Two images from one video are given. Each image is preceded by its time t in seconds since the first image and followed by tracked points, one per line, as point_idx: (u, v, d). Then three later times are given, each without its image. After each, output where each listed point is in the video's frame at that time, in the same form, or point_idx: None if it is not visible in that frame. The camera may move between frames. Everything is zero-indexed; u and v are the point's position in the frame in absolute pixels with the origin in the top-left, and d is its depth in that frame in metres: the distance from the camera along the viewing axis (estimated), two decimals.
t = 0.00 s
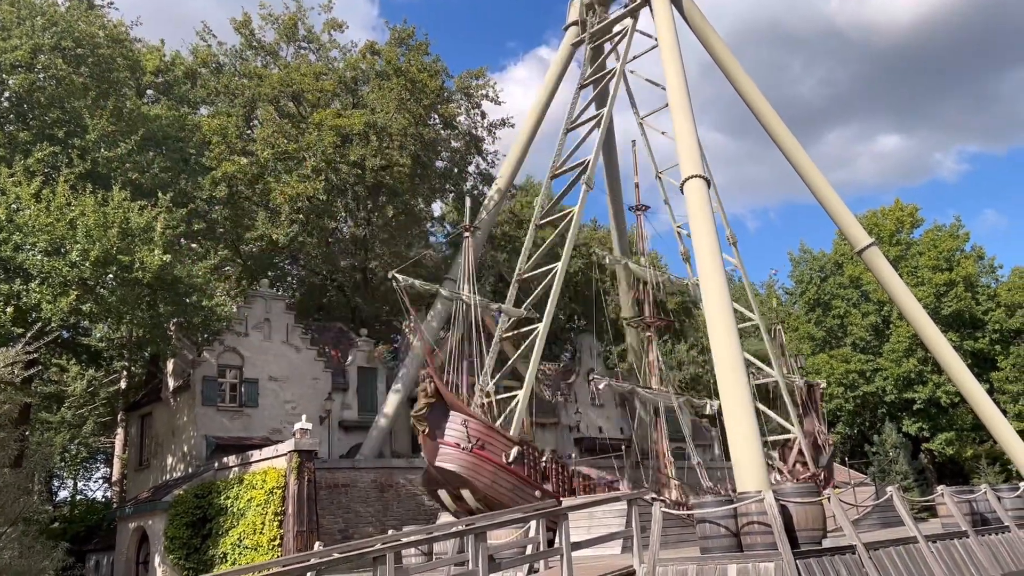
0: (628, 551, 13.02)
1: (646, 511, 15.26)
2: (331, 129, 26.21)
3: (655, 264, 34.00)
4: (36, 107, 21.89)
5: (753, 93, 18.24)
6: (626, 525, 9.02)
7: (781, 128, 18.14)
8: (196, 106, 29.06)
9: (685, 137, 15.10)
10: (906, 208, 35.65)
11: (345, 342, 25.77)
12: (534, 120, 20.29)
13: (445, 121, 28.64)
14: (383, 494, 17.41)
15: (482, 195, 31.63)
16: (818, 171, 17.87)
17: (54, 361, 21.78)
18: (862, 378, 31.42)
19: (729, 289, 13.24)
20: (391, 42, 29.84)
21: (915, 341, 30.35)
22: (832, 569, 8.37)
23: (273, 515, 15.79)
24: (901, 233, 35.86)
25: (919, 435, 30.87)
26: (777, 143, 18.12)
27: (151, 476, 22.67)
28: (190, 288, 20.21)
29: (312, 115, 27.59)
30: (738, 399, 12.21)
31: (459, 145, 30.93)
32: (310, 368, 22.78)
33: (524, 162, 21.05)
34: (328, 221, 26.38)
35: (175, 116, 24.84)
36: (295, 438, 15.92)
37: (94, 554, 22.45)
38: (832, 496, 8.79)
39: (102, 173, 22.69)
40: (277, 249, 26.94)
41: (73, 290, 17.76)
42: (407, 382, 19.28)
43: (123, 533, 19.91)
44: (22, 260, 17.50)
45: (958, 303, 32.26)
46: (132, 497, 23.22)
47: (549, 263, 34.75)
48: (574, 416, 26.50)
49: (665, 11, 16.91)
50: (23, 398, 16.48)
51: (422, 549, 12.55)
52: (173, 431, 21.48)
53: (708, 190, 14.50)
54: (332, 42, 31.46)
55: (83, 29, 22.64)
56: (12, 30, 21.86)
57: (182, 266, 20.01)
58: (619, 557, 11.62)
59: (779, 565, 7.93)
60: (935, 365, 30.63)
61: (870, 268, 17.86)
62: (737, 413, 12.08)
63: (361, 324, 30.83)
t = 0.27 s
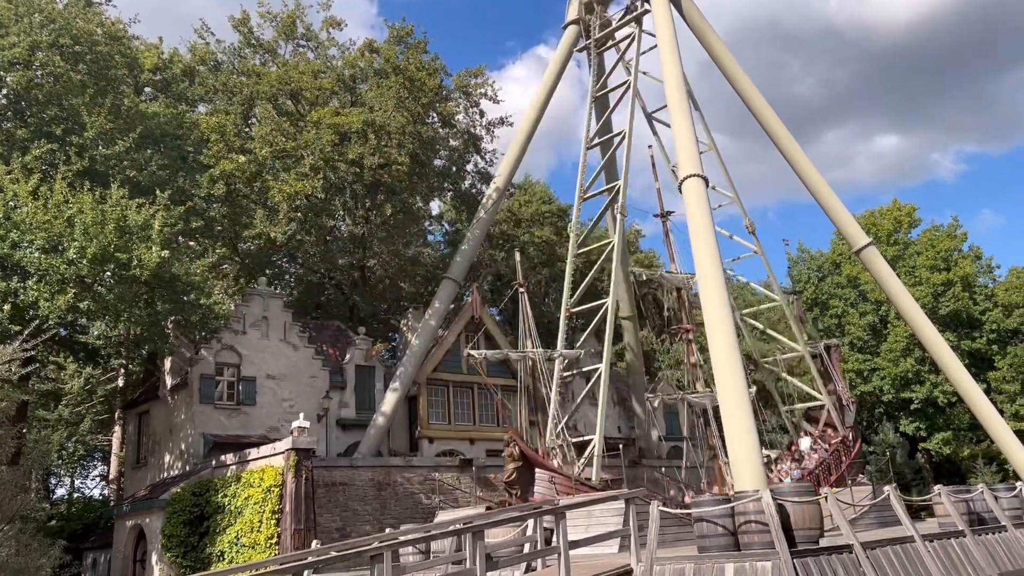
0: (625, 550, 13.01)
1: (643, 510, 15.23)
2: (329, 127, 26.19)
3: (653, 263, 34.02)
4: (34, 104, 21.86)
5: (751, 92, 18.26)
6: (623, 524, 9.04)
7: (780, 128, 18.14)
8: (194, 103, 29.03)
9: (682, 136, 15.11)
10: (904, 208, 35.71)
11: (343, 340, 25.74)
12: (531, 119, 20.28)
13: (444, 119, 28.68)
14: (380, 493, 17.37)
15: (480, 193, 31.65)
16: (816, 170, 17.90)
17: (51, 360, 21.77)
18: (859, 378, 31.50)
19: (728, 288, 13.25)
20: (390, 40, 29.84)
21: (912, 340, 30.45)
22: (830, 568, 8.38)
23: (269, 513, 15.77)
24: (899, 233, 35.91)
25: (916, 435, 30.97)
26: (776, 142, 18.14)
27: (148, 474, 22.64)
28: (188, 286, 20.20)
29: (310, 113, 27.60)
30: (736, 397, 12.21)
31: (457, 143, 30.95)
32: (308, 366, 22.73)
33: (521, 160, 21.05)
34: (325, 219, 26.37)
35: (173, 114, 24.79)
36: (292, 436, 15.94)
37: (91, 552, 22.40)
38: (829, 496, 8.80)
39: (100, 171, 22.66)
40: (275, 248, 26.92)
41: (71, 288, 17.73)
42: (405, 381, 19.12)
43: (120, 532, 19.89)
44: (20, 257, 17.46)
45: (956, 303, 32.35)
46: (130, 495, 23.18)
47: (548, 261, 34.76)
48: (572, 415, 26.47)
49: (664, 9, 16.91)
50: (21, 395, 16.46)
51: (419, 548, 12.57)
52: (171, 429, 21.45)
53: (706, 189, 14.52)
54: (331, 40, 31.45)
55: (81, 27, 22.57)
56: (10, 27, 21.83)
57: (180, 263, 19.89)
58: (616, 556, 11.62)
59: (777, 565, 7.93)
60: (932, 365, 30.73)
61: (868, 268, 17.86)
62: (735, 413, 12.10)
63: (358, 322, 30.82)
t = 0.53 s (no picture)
0: (624, 549, 13.02)
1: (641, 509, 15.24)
2: (327, 126, 26.18)
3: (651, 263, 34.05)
4: (33, 102, 21.84)
5: (750, 92, 18.23)
6: (622, 523, 9.04)
7: (780, 128, 18.13)
8: (193, 101, 29.00)
9: (681, 135, 15.09)
10: (903, 208, 35.75)
11: (341, 339, 25.72)
12: (530, 118, 20.27)
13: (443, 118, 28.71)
14: (379, 491, 17.36)
15: (479, 192, 31.68)
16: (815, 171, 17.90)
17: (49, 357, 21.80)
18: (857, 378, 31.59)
19: (726, 289, 13.24)
20: (389, 38, 29.84)
21: (910, 341, 30.79)
22: (828, 568, 8.39)
23: (267, 511, 15.75)
24: (897, 233, 35.94)
25: (914, 434, 31.07)
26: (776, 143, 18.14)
27: (146, 472, 22.63)
28: (186, 284, 20.20)
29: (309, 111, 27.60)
30: (735, 397, 12.21)
31: (456, 142, 30.97)
32: (306, 365, 22.70)
33: (520, 159, 21.03)
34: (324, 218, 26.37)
35: (172, 112, 24.76)
36: (290, 435, 15.95)
37: (89, 550, 22.36)
38: (827, 495, 8.83)
39: (98, 169, 22.66)
40: (273, 246, 26.91)
41: (69, 285, 17.70)
42: (403, 380, 19.08)
43: (118, 529, 19.88)
44: (18, 255, 17.44)
45: (954, 303, 32.41)
46: (128, 492, 23.18)
47: (546, 260, 34.78)
48: (571, 414, 26.45)
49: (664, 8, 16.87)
50: (19, 393, 16.43)
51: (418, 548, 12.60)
52: (169, 427, 21.43)
53: (705, 189, 14.53)
54: (330, 38, 31.42)
55: (80, 24, 22.52)
56: (9, 24, 21.80)
57: (178, 262, 19.90)
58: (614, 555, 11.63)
59: (775, 565, 7.94)
60: (930, 365, 30.92)
61: (866, 268, 17.86)
62: (733, 413, 12.09)
63: (357, 320, 30.82)
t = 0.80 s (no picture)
0: (622, 548, 13.02)
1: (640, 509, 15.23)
2: (327, 124, 26.16)
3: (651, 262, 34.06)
4: (33, 99, 21.84)
5: (751, 92, 18.22)
6: (621, 522, 9.04)
7: (780, 128, 18.12)
8: (193, 99, 28.97)
9: (682, 136, 15.07)
10: (902, 208, 35.77)
11: (340, 337, 25.70)
12: (529, 118, 20.27)
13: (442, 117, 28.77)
14: (377, 490, 17.35)
15: (478, 191, 31.71)
16: (815, 171, 17.89)
17: (48, 355, 21.78)
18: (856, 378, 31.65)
19: (726, 288, 13.24)
20: (389, 37, 29.83)
21: (909, 341, 31.12)
22: (826, 567, 8.39)
23: (266, 510, 15.76)
24: (897, 232, 35.97)
25: (912, 434, 31.12)
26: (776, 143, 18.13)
27: (145, 470, 22.62)
28: (185, 282, 20.21)
29: (309, 110, 27.63)
30: (733, 397, 12.22)
31: (456, 141, 30.98)
32: (305, 363, 22.68)
33: (519, 159, 21.03)
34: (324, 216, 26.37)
35: (172, 110, 24.73)
36: (289, 433, 15.94)
37: (88, 548, 22.34)
38: (826, 495, 8.84)
39: (97, 167, 22.67)
40: (272, 244, 26.89)
41: (68, 283, 17.70)
42: (402, 378, 19.08)
43: (117, 528, 19.86)
44: (17, 252, 17.43)
45: (952, 303, 32.44)
46: (126, 490, 23.17)
47: (545, 259, 34.78)
48: (569, 413, 26.41)
49: (665, 11, 16.87)
50: (17, 391, 16.42)
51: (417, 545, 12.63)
52: (167, 425, 21.43)
53: (705, 188, 14.53)
54: (330, 37, 31.40)
55: (79, 22, 22.51)
56: (8, 22, 21.78)
57: (177, 259, 19.92)
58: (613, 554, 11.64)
59: (773, 564, 7.93)
60: (928, 365, 31.09)
61: (865, 267, 17.87)
62: (732, 414, 12.08)
63: (356, 319, 30.80)
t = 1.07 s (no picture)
0: (621, 547, 13.03)
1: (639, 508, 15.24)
2: (327, 123, 26.16)
3: (650, 262, 34.07)
4: (32, 98, 21.83)
5: (750, 91, 18.21)
6: (620, 520, 9.03)
7: (780, 128, 18.12)
8: (193, 98, 28.96)
9: (681, 136, 15.07)
10: (902, 207, 35.80)
11: (340, 336, 25.70)
12: (528, 117, 20.26)
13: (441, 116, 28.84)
14: (376, 489, 17.34)
15: (478, 190, 31.72)
16: (815, 170, 17.88)
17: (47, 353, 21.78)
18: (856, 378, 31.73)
19: (725, 288, 13.24)
20: (389, 36, 29.84)
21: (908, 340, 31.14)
22: (825, 567, 8.39)
23: (265, 508, 15.76)
24: (896, 232, 36.00)
25: (911, 434, 31.18)
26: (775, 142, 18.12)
27: (144, 469, 22.62)
28: (185, 280, 20.21)
29: (309, 109, 27.64)
30: (733, 396, 12.22)
31: (456, 140, 31.02)
32: (304, 362, 22.67)
33: (519, 157, 21.03)
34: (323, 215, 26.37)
35: (171, 108, 24.72)
36: (288, 432, 15.93)
37: (87, 546, 22.33)
38: (825, 495, 8.84)
39: (97, 165, 22.68)
40: (272, 243, 26.87)
41: (67, 281, 17.70)
42: (402, 377, 19.08)
43: (116, 526, 19.86)
44: (16, 250, 17.43)
45: (952, 303, 32.46)
46: (125, 489, 23.17)
47: (545, 259, 34.80)
48: (568, 412, 26.39)
49: (665, 11, 16.85)
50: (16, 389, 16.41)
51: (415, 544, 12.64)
52: (167, 424, 21.43)
53: (705, 187, 14.54)
54: (330, 35, 31.40)
55: (79, 20, 22.51)
56: (8, 20, 21.77)
57: (176, 258, 19.93)
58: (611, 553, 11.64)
59: (772, 564, 7.93)
60: (927, 364, 31.13)
61: (865, 267, 17.85)
62: (732, 414, 12.08)
63: (355, 318, 30.81)
